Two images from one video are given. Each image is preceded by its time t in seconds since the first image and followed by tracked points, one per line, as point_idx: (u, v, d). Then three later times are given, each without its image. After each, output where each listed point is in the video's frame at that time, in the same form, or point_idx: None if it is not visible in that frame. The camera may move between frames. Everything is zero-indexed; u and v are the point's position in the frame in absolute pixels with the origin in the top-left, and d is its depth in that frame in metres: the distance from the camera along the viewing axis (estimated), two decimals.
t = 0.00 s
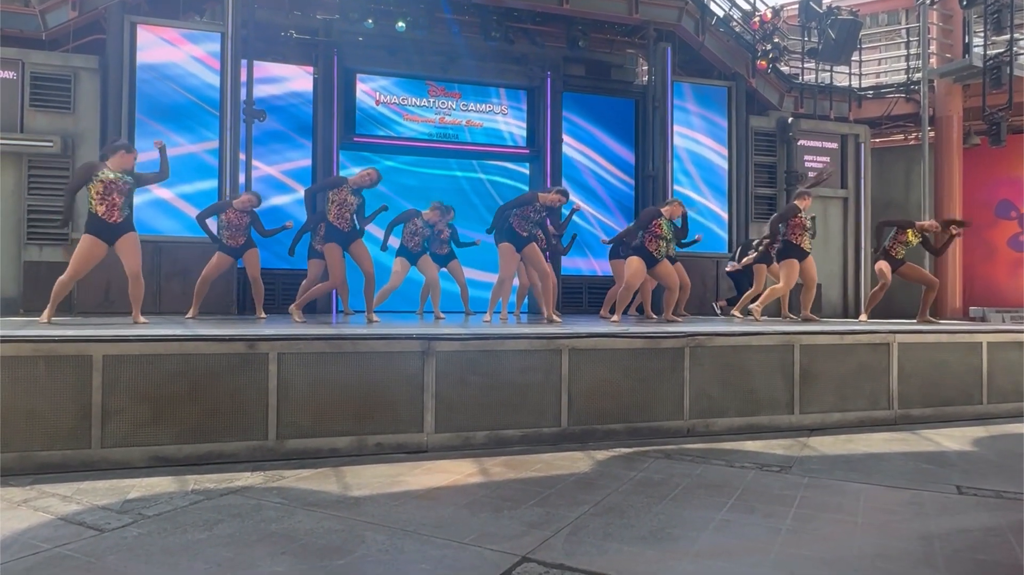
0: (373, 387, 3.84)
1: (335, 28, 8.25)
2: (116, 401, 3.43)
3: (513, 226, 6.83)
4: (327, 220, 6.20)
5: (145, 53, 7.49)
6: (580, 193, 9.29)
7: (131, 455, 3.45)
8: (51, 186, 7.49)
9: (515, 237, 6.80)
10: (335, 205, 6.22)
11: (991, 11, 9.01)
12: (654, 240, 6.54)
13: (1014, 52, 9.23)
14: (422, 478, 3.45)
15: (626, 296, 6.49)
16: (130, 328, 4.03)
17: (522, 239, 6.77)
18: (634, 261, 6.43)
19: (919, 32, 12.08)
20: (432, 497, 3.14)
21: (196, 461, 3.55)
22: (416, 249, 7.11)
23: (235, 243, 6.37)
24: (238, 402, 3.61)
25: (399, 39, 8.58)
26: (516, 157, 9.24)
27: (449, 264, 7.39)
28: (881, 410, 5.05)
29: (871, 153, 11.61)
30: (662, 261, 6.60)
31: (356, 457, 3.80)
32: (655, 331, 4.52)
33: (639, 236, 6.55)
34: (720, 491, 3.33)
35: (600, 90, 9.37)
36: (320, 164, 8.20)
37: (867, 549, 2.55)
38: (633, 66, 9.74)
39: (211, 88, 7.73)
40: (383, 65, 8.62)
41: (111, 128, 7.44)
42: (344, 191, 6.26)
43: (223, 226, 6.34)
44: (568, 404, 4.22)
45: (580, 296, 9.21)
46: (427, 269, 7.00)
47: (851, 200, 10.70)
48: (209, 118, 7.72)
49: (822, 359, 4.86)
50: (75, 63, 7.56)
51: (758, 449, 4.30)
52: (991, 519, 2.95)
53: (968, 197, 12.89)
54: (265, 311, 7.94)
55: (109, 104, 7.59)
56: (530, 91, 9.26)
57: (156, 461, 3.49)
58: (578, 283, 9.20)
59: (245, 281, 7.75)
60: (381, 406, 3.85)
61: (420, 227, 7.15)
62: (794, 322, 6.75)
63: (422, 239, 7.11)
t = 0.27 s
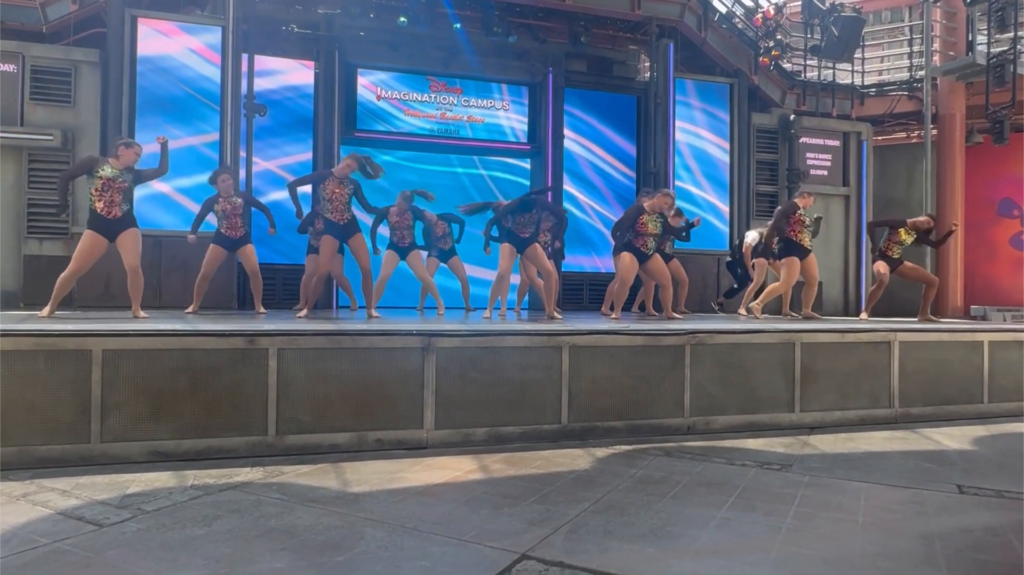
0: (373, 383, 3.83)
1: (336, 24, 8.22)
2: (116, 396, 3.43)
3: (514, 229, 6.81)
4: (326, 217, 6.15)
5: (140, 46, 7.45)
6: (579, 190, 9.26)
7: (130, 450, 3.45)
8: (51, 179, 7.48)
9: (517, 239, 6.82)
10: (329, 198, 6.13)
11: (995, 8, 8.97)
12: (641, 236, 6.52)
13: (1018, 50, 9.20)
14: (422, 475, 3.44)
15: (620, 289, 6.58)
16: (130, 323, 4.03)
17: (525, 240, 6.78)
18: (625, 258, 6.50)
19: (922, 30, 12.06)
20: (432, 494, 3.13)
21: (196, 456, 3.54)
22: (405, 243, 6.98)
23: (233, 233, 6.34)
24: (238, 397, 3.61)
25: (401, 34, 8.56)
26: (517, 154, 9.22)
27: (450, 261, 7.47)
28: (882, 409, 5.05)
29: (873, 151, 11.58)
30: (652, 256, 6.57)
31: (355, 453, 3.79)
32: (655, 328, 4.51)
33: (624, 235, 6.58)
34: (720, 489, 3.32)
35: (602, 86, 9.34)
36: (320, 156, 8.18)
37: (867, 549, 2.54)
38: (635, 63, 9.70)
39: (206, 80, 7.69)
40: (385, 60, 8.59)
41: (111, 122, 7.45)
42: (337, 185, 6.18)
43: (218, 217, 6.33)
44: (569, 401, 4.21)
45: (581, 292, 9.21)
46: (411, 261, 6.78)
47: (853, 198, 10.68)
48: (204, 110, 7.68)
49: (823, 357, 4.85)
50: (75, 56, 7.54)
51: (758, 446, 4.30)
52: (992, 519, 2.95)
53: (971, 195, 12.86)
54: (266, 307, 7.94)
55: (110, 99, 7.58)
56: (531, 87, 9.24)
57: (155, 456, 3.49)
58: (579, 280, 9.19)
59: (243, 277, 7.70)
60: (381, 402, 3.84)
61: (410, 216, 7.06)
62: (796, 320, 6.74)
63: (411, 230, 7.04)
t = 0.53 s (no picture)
0: (369, 380, 3.82)
1: (332, 20, 8.10)
2: (109, 392, 3.40)
3: (512, 228, 6.83)
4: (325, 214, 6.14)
5: (129, 39, 7.37)
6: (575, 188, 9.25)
7: (123, 447, 3.43)
8: (44, 175, 7.43)
9: (515, 238, 6.83)
10: (329, 194, 6.15)
11: (991, 9, 8.99)
12: (637, 232, 6.46)
13: (1013, 51, 9.22)
14: (417, 473, 3.43)
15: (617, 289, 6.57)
16: (124, 319, 4.00)
17: (524, 237, 6.77)
18: (623, 256, 6.49)
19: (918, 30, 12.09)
20: (428, 492, 3.12)
21: (189, 453, 3.52)
22: (401, 242, 6.98)
23: (225, 233, 6.31)
24: (233, 394, 3.59)
25: (397, 30, 8.47)
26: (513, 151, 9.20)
27: (448, 260, 7.46)
28: (877, 408, 5.06)
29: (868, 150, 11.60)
30: (648, 253, 6.51)
31: (350, 450, 3.78)
32: (651, 326, 4.51)
33: (621, 229, 6.55)
34: (715, 488, 3.32)
35: (599, 84, 9.32)
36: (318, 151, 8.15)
37: (861, 548, 2.54)
38: (632, 61, 9.70)
39: (196, 73, 7.61)
40: (381, 57, 8.56)
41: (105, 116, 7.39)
42: (337, 182, 6.18)
43: (212, 215, 6.29)
44: (565, 399, 4.21)
45: (576, 290, 9.20)
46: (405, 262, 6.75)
47: (848, 198, 10.71)
48: (194, 103, 7.60)
49: (818, 356, 4.86)
50: (69, 50, 7.48)
51: (753, 445, 4.30)
52: (986, 518, 2.95)
53: (965, 195, 12.91)
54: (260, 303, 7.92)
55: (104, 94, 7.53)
56: (528, 84, 9.22)
57: (148, 453, 3.47)
58: (574, 278, 9.18)
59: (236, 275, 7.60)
60: (376, 400, 3.83)
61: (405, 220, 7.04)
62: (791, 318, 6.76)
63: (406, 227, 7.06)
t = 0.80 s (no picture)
0: (371, 380, 3.82)
1: (335, 20, 8.12)
2: (112, 392, 3.41)
3: (517, 200, 6.64)
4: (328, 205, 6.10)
5: (130, 39, 7.37)
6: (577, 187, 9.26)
7: (126, 447, 3.44)
8: (47, 174, 7.44)
9: (519, 212, 6.66)
10: (333, 185, 6.11)
11: (993, 11, 8.98)
12: (643, 233, 6.46)
13: (1016, 54, 9.21)
14: (418, 473, 3.44)
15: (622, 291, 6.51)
16: (127, 318, 4.01)
17: (526, 210, 6.63)
18: (629, 257, 6.42)
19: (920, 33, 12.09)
20: (429, 493, 3.13)
21: (191, 453, 3.53)
22: (410, 241, 6.99)
23: (227, 229, 6.32)
24: (234, 394, 3.59)
25: (399, 31, 8.49)
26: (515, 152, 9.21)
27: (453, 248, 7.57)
28: (878, 411, 5.05)
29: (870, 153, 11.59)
30: (654, 253, 6.52)
31: (352, 451, 3.79)
32: (652, 328, 4.51)
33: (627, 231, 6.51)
34: (717, 490, 3.32)
35: (601, 86, 9.34)
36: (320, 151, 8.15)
37: (863, 550, 2.54)
38: (634, 63, 9.71)
39: (195, 72, 7.61)
40: (383, 58, 8.57)
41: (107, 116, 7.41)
42: (342, 172, 6.13)
43: (216, 212, 6.30)
44: (566, 400, 4.21)
45: (578, 292, 9.20)
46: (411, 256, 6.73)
47: (850, 200, 10.70)
48: (193, 103, 7.60)
49: (820, 359, 4.85)
50: (72, 50, 7.50)
51: (755, 447, 4.30)
52: (987, 521, 2.95)
53: (967, 198, 12.90)
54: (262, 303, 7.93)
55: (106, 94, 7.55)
56: (530, 86, 9.23)
57: (151, 453, 3.47)
58: (575, 280, 9.18)
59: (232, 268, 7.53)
60: (378, 400, 3.84)
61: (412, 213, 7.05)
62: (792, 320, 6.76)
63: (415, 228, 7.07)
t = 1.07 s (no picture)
0: (374, 383, 3.82)
1: (338, 23, 8.19)
2: (116, 393, 3.42)
3: (521, 211, 6.66)
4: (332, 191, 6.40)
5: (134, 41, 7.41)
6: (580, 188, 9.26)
7: (129, 448, 3.44)
8: (51, 175, 7.46)
9: (523, 222, 6.66)
10: (335, 170, 6.41)
11: (996, 16, 9.00)
12: (653, 234, 6.43)
13: (1019, 58, 9.23)
14: (421, 476, 3.44)
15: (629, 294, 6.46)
16: (130, 320, 4.01)
17: (530, 221, 6.64)
18: (639, 259, 6.39)
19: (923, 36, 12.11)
20: (432, 495, 3.13)
21: (194, 454, 3.53)
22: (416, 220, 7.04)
23: (230, 215, 6.41)
24: (237, 396, 3.60)
25: (402, 34, 8.55)
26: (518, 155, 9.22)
27: (454, 254, 7.65)
28: (881, 414, 5.05)
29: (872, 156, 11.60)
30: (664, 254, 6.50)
31: (355, 453, 3.79)
32: (655, 331, 4.51)
33: (636, 233, 6.48)
34: (720, 493, 3.32)
35: (604, 89, 9.36)
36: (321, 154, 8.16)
37: (866, 554, 2.54)
38: (637, 65, 9.74)
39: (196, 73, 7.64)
40: (386, 60, 8.58)
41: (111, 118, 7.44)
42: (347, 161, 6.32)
43: (219, 197, 6.39)
44: (569, 403, 4.21)
45: (580, 294, 9.19)
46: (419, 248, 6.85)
47: (853, 204, 10.68)
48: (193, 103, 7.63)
49: (822, 362, 4.85)
50: (76, 52, 7.52)
51: (757, 451, 4.30)
52: (991, 526, 2.95)
53: (969, 202, 12.90)
54: (264, 305, 7.94)
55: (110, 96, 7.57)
56: (533, 89, 9.26)
57: (154, 454, 3.48)
58: (577, 282, 9.18)
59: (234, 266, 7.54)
60: (381, 402, 3.84)
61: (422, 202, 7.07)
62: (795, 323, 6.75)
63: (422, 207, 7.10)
